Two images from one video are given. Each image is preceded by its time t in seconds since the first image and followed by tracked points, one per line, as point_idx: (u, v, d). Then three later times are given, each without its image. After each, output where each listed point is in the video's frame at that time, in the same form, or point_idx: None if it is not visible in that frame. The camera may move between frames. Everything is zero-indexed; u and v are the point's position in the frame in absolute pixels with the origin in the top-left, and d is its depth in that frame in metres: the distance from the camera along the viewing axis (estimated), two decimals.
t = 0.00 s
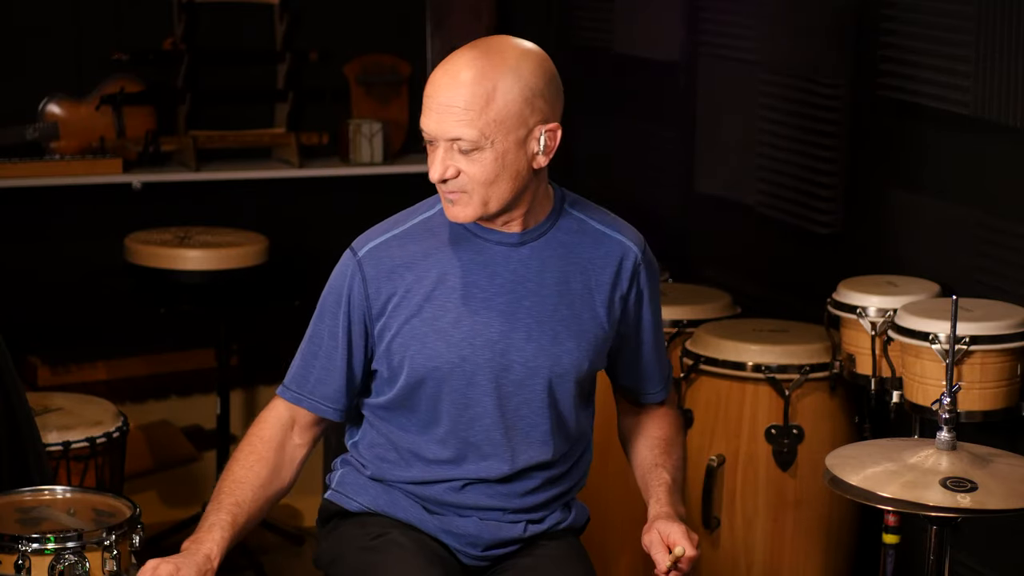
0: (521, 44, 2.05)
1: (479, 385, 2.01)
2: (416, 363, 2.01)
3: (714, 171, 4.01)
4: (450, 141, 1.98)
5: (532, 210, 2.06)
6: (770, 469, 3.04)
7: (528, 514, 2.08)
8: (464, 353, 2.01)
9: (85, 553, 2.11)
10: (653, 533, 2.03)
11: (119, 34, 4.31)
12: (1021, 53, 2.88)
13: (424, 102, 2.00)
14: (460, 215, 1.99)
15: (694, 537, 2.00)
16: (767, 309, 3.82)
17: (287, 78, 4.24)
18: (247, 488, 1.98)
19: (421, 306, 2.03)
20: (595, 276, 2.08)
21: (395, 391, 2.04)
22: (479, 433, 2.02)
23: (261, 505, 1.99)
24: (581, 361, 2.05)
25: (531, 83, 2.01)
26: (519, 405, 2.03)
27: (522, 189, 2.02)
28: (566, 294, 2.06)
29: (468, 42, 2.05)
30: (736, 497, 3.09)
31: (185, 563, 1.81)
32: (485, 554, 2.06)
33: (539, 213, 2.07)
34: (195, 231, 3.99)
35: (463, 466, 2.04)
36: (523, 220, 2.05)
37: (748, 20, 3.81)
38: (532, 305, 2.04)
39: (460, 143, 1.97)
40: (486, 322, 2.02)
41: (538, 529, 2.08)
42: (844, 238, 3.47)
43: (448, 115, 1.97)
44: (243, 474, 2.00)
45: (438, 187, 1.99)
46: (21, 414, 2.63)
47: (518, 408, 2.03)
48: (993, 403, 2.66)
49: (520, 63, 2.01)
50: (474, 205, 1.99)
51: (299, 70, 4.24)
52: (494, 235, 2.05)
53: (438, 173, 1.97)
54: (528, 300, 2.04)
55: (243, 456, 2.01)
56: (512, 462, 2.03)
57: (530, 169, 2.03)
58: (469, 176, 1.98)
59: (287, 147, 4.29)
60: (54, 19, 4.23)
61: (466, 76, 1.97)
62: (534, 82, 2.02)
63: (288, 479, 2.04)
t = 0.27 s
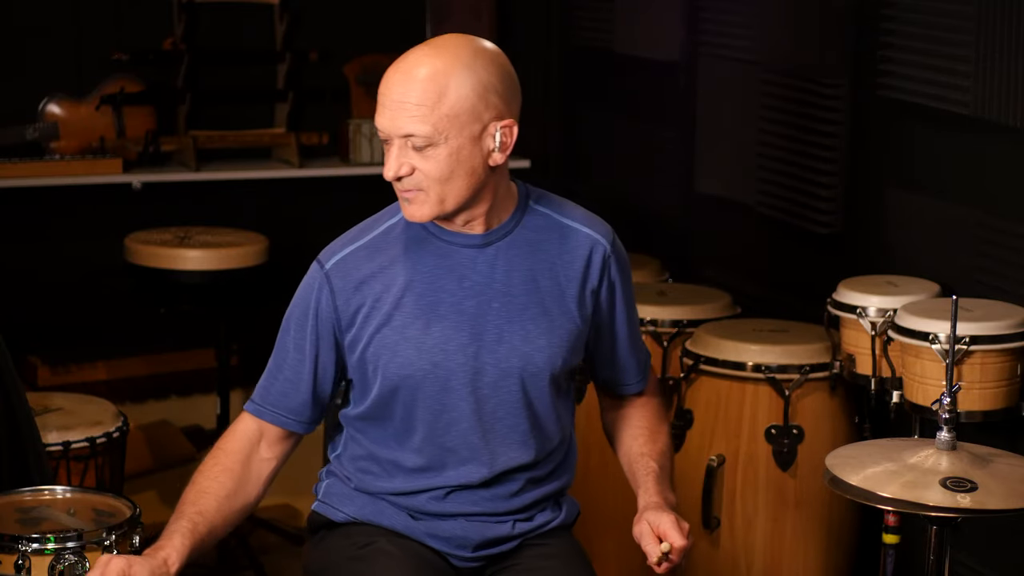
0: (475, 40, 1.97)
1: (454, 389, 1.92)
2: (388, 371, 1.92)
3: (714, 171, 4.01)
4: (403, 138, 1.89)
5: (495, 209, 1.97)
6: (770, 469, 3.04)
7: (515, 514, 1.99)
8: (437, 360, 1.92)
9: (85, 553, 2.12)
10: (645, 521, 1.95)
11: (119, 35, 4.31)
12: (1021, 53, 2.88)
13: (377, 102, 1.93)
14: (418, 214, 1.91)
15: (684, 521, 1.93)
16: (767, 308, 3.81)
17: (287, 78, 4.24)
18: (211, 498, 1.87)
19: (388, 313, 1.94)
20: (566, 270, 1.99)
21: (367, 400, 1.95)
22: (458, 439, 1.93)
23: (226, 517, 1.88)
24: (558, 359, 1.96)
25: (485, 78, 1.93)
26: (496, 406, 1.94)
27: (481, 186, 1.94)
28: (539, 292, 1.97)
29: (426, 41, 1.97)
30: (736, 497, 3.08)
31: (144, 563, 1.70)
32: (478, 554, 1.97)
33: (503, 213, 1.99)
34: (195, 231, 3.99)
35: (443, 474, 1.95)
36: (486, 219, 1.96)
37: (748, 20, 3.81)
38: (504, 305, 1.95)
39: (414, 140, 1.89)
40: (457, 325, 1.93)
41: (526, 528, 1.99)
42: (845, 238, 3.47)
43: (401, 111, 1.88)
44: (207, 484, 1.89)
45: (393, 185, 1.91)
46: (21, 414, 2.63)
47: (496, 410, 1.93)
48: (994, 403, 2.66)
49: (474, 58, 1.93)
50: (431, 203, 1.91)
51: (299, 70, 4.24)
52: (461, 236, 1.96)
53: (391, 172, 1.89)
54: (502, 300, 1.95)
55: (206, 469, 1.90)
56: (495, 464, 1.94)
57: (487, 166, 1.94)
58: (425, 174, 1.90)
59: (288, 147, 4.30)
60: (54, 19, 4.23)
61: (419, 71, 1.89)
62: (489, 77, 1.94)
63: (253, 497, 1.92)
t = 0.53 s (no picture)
0: (404, 48, 2.04)
1: (419, 394, 2.02)
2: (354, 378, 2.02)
3: (713, 171, 4.01)
4: (345, 158, 1.97)
5: (444, 214, 2.06)
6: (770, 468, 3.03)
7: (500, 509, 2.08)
8: (399, 368, 2.02)
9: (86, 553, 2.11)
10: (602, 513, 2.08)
11: (119, 35, 4.31)
12: (1021, 53, 2.89)
13: (316, 122, 2.00)
14: (368, 231, 2.00)
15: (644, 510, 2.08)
16: (767, 308, 3.81)
17: (287, 78, 4.24)
18: (178, 513, 1.97)
19: (347, 323, 2.04)
20: (522, 264, 2.09)
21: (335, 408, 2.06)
22: (429, 442, 2.03)
23: (196, 529, 1.98)
24: (520, 353, 2.05)
25: (419, 86, 2.00)
26: (463, 406, 2.04)
27: (428, 195, 2.02)
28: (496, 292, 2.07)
29: (362, 54, 2.03)
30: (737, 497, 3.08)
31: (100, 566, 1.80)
32: (467, 554, 2.06)
33: (452, 218, 2.08)
34: (195, 231, 3.99)
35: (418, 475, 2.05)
36: (436, 225, 2.06)
37: (748, 20, 3.81)
38: (463, 308, 2.04)
39: (356, 159, 1.97)
40: (417, 332, 2.03)
41: (513, 523, 2.09)
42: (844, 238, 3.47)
43: (341, 131, 1.96)
44: (174, 499, 1.99)
45: (341, 205, 1.99)
46: (22, 414, 2.63)
47: (464, 411, 2.04)
48: (994, 403, 2.66)
49: (407, 67, 2.00)
50: (379, 218, 1.99)
51: (298, 70, 4.23)
52: (413, 246, 2.05)
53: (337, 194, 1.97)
54: (461, 303, 2.05)
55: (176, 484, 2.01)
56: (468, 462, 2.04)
57: (431, 174, 2.02)
58: (370, 191, 1.98)
59: (288, 147, 4.30)
60: (54, 19, 4.23)
61: (354, 89, 1.97)
62: (426, 86, 2.02)
63: (221, 511, 2.02)
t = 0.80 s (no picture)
0: (343, 51, 2.11)
1: (386, 397, 2.11)
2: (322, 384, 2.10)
3: (713, 172, 4.01)
4: (290, 162, 2.04)
5: (393, 214, 2.14)
6: (770, 469, 3.03)
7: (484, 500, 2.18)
8: (362, 374, 2.10)
9: (85, 553, 2.11)
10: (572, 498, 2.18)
11: (119, 35, 4.31)
12: (1021, 52, 2.89)
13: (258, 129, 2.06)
14: (316, 234, 2.07)
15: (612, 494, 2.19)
16: (767, 308, 3.82)
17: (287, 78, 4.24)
18: (174, 531, 2.04)
19: (307, 331, 2.11)
20: (474, 257, 2.18)
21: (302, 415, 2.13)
22: (399, 443, 2.12)
23: (193, 544, 2.05)
24: (479, 345, 2.14)
25: (360, 87, 2.08)
26: (430, 405, 2.13)
27: (374, 195, 2.10)
28: (452, 289, 2.15)
29: (298, 60, 2.11)
30: (737, 497, 3.08)
31: None
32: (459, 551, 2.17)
33: (402, 218, 2.15)
34: (195, 231, 3.98)
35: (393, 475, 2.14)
36: (386, 226, 2.13)
37: (747, 20, 3.81)
38: (419, 309, 2.13)
39: (300, 162, 2.04)
40: (376, 336, 2.11)
41: (500, 512, 2.19)
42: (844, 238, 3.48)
43: (284, 134, 2.03)
44: (168, 518, 2.05)
45: (289, 210, 2.06)
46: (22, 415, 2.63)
47: (430, 408, 2.12)
48: (994, 403, 2.66)
49: (346, 69, 2.08)
50: (328, 221, 2.06)
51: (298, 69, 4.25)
52: (366, 250, 2.12)
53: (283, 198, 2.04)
54: (419, 304, 2.13)
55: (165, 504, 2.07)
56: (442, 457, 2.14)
57: (377, 173, 2.10)
58: (317, 194, 2.05)
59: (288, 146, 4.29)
60: (54, 19, 4.23)
61: (295, 93, 2.04)
62: (364, 86, 2.09)
63: (210, 524, 2.10)
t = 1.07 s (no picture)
0: (298, 59, 2.09)
1: (367, 402, 2.10)
2: (302, 391, 2.10)
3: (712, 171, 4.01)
4: (249, 174, 2.02)
5: (359, 220, 2.13)
6: (770, 469, 3.03)
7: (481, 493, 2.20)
8: (341, 380, 2.10)
9: (85, 553, 2.12)
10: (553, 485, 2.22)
11: (119, 35, 4.31)
12: (1021, 52, 2.89)
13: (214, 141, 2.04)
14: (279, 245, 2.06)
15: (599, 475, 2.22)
16: (767, 308, 3.81)
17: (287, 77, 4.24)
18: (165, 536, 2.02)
19: (281, 340, 2.10)
20: (444, 254, 2.19)
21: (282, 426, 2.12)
22: (384, 447, 2.12)
23: (183, 550, 2.03)
24: (455, 342, 2.14)
25: (316, 96, 2.06)
26: (411, 407, 2.12)
27: (337, 203, 2.09)
28: (424, 288, 2.15)
29: (252, 69, 2.08)
30: (736, 497, 3.08)
31: None
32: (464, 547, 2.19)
33: (368, 222, 2.15)
34: (195, 231, 3.98)
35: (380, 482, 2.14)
36: (353, 231, 2.13)
37: (747, 20, 3.80)
38: (393, 311, 2.13)
39: (260, 174, 2.02)
40: (352, 342, 2.10)
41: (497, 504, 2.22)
42: (845, 238, 3.48)
43: (241, 147, 2.01)
44: (156, 525, 2.03)
45: (251, 222, 2.05)
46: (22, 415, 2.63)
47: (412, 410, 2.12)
48: (994, 403, 2.66)
49: (302, 78, 2.06)
50: (291, 231, 2.05)
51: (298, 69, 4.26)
52: (335, 257, 2.12)
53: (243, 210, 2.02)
54: (393, 306, 2.13)
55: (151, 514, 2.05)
56: (427, 457, 2.14)
57: (338, 181, 2.08)
58: (279, 205, 2.04)
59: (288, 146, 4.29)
60: (54, 19, 4.23)
61: (251, 104, 2.02)
62: (321, 94, 2.07)
63: (199, 530, 2.08)
